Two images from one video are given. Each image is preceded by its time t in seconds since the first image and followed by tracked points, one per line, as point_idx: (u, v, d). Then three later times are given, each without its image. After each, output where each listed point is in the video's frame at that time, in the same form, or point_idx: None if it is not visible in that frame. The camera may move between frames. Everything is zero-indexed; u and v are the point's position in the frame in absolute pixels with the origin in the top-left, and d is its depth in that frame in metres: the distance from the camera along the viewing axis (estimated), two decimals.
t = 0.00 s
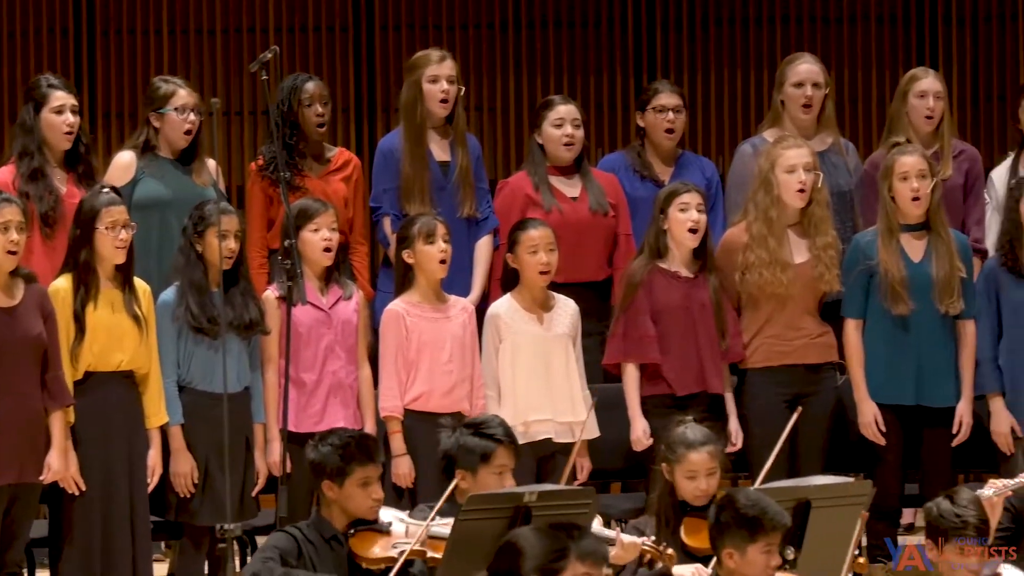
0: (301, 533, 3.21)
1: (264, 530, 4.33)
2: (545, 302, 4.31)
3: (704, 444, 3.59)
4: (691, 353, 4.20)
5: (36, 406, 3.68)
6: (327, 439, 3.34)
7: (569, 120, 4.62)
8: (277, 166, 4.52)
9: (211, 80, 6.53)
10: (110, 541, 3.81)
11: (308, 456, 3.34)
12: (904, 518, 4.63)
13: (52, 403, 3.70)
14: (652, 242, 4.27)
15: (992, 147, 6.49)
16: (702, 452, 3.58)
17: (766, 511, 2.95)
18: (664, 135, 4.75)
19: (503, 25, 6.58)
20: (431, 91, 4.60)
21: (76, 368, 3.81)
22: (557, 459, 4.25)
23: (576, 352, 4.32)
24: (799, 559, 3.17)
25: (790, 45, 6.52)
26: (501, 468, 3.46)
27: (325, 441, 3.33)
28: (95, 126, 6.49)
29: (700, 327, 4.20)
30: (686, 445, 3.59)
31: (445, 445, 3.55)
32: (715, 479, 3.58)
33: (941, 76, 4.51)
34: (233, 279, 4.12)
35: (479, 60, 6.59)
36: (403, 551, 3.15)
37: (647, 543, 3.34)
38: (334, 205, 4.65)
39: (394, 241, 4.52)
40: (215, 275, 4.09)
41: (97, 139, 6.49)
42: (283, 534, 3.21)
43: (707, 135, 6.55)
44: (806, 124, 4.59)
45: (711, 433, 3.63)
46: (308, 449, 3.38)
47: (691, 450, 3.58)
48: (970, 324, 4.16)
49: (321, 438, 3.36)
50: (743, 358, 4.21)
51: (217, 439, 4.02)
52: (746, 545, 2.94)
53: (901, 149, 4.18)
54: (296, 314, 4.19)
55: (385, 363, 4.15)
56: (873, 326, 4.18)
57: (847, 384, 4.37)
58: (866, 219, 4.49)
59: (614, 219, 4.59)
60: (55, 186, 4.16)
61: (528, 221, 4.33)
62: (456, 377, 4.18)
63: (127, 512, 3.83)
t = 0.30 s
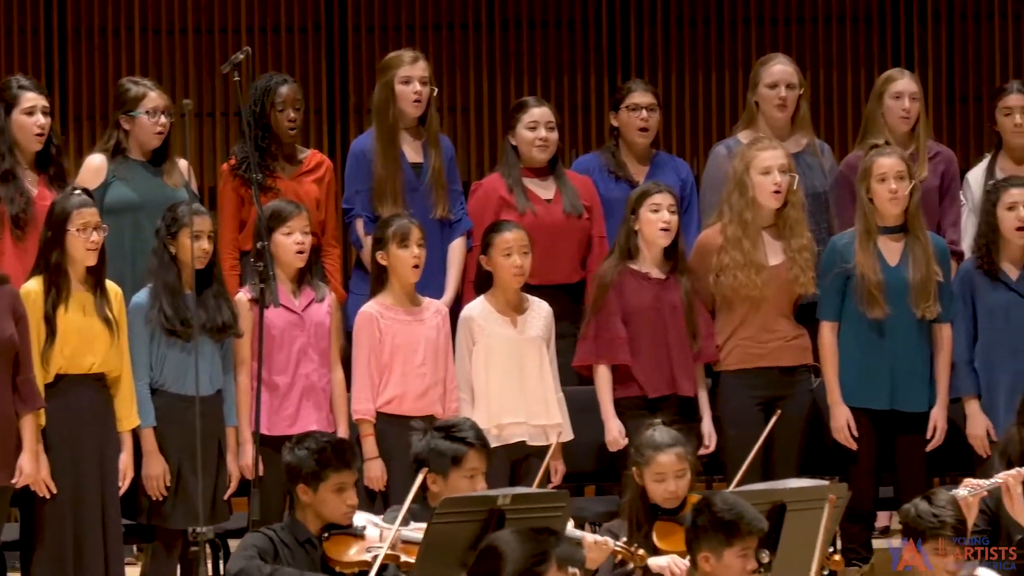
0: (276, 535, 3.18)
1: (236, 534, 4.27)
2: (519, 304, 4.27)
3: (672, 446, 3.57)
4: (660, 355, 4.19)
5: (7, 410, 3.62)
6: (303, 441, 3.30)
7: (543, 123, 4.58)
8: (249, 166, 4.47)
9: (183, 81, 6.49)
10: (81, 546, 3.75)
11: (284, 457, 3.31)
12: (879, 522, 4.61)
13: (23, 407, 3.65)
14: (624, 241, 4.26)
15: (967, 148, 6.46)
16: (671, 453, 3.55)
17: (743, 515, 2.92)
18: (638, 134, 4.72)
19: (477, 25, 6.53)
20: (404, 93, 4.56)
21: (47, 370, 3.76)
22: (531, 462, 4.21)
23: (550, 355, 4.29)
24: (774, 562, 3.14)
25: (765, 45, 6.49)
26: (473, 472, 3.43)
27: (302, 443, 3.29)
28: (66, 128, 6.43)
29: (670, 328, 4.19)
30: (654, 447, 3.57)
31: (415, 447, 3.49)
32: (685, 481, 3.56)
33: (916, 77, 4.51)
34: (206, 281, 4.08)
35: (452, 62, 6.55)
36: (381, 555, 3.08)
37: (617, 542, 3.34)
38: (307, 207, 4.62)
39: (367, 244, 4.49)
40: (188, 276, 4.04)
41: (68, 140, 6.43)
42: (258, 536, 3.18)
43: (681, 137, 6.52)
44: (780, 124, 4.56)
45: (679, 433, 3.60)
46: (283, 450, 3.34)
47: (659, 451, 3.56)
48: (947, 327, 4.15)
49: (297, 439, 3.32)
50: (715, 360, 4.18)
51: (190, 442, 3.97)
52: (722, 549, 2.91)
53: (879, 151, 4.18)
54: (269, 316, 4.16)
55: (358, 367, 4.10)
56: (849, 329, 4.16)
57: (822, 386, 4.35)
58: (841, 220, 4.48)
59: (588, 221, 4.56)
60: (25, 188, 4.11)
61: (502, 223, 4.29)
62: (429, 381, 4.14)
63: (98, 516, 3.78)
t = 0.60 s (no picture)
0: (262, 540, 3.14)
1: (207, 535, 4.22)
2: (491, 304, 4.25)
3: (645, 448, 3.56)
4: (631, 356, 4.17)
5: None
6: (295, 446, 3.26)
7: (515, 127, 4.57)
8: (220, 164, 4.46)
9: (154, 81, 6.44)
10: (51, 547, 3.70)
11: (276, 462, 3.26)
12: (854, 525, 4.60)
13: None
14: (595, 243, 4.24)
15: (942, 149, 6.44)
16: (644, 456, 3.53)
17: (720, 514, 2.90)
18: (613, 139, 4.70)
19: (448, 26, 6.51)
20: (374, 94, 4.53)
21: (17, 370, 3.69)
22: (503, 463, 4.20)
23: (523, 356, 4.26)
24: (749, 564, 3.12)
25: (739, 45, 6.48)
26: (450, 476, 3.40)
27: (295, 449, 3.25)
28: (36, 128, 6.37)
29: (641, 327, 4.18)
30: (627, 450, 3.55)
31: (393, 451, 3.51)
32: (658, 484, 3.54)
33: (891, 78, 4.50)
34: (177, 281, 4.04)
35: (424, 62, 6.52)
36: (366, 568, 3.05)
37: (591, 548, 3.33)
38: (278, 207, 4.58)
39: (339, 245, 4.46)
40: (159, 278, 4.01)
41: (38, 141, 6.37)
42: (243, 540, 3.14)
43: (655, 137, 6.50)
44: (752, 125, 4.55)
45: (652, 436, 3.59)
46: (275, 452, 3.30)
47: (632, 455, 3.54)
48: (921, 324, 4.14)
49: (290, 443, 3.28)
50: (687, 360, 4.17)
51: (160, 444, 3.95)
52: (700, 548, 2.89)
53: (854, 153, 4.16)
54: (240, 316, 4.12)
55: (330, 367, 4.06)
56: (822, 328, 4.13)
57: (797, 388, 4.33)
58: (814, 219, 4.46)
59: (561, 222, 4.54)
60: None
61: (475, 224, 4.26)
62: (401, 383, 4.10)
63: (69, 517, 3.73)
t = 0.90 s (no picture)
0: (227, 544, 3.07)
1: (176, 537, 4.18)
2: (463, 304, 4.21)
3: (620, 451, 3.52)
4: (601, 356, 4.14)
5: None
6: (262, 451, 3.14)
7: (485, 126, 4.53)
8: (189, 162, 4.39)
9: (123, 81, 6.39)
10: (18, 549, 3.65)
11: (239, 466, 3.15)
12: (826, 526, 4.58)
13: None
14: (565, 244, 4.22)
15: (915, 148, 6.41)
16: (619, 460, 3.50)
17: (695, 518, 2.88)
18: (583, 140, 4.68)
19: (419, 26, 6.47)
20: (343, 95, 4.50)
21: None
22: (474, 463, 4.16)
23: (494, 356, 4.22)
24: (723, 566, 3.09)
25: (711, 44, 6.45)
26: (425, 487, 3.34)
27: (260, 454, 3.13)
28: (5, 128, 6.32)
29: (611, 327, 4.15)
30: (601, 454, 3.52)
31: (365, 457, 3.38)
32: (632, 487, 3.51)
33: (865, 77, 4.48)
34: (146, 281, 3.99)
35: (395, 62, 6.48)
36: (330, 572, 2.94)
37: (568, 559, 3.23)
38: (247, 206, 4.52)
39: (308, 246, 4.44)
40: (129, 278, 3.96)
41: (7, 140, 6.32)
42: (209, 545, 3.08)
43: (627, 136, 6.47)
44: (724, 125, 4.52)
45: (626, 440, 3.56)
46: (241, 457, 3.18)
47: (607, 458, 3.50)
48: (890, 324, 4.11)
49: (256, 448, 3.17)
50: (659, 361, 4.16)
51: (130, 445, 3.89)
52: (675, 552, 2.86)
53: (823, 151, 4.15)
54: (210, 317, 4.07)
55: (299, 366, 4.03)
56: (792, 330, 4.10)
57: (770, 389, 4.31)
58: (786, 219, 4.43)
59: (533, 222, 4.51)
60: None
61: (445, 224, 4.23)
62: (372, 382, 4.07)
63: (37, 519, 3.68)
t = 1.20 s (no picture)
0: (175, 547, 3.05)
1: (144, 539, 4.13)
2: (432, 305, 4.18)
3: (591, 453, 3.49)
4: (569, 357, 4.11)
5: None
6: (197, 449, 3.16)
7: (454, 124, 4.51)
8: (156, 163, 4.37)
9: (91, 80, 6.34)
10: None
11: (179, 468, 3.17)
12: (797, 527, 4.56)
13: None
14: (535, 245, 4.19)
15: (886, 148, 6.38)
16: (590, 462, 3.47)
17: (661, 519, 2.86)
18: (552, 138, 4.65)
19: (388, 25, 6.44)
20: (312, 93, 4.47)
21: None
22: (445, 466, 4.13)
23: (464, 358, 4.19)
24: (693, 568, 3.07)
25: (682, 43, 6.42)
26: (392, 486, 3.33)
27: (196, 451, 3.15)
28: None
29: (580, 328, 4.13)
30: (572, 455, 3.49)
31: (330, 459, 3.34)
32: (603, 489, 3.48)
33: (835, 77, 4.49)
34: (114, 282, 3.94)
35: (364, 61, 6.44)
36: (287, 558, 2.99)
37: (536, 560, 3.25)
38: (214, 207, 4.48)
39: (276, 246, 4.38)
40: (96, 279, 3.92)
41: None
42: (158, 557, 3.04)
43: (597, 136, 6.44)
44: (693, 125, 4.51)
45: (597, 441, 3.53)
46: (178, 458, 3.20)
47: (577, 460, 3.47)
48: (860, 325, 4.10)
49: (191, 449, 3.19)
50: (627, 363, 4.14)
51: (97, 446, 3.86)
52: (640, 554, 2.85)
53: (791, 150, 4.14)
54: (177, 319, 4.03)
55: (268, 367, 4.00)
56: (762, 332, 4.08)
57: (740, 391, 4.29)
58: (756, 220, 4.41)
59: (503, 222, 4.48)
60: None
61: (414, 224, 4.20)
62: (341, 383, 4.03)
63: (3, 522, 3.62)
